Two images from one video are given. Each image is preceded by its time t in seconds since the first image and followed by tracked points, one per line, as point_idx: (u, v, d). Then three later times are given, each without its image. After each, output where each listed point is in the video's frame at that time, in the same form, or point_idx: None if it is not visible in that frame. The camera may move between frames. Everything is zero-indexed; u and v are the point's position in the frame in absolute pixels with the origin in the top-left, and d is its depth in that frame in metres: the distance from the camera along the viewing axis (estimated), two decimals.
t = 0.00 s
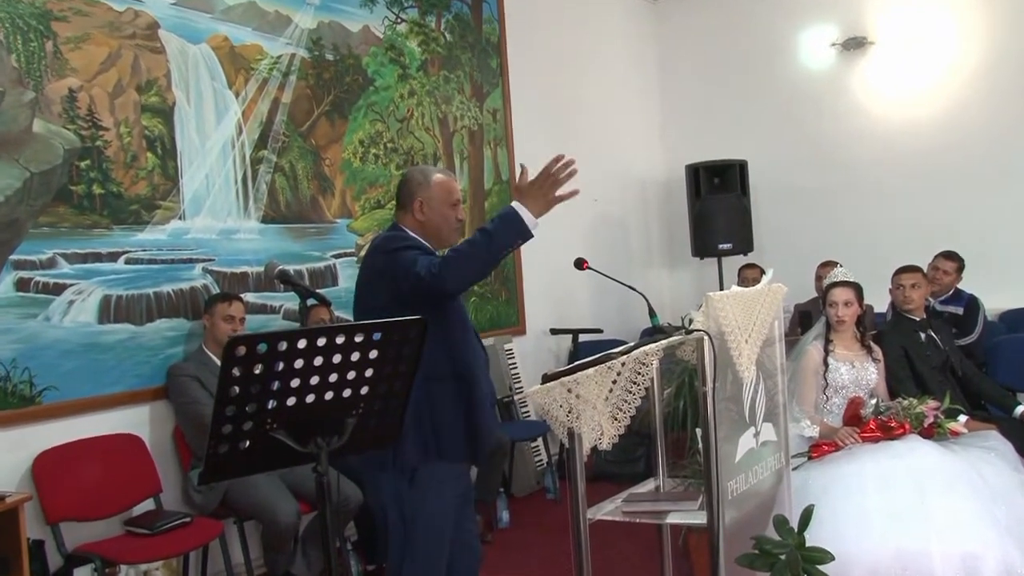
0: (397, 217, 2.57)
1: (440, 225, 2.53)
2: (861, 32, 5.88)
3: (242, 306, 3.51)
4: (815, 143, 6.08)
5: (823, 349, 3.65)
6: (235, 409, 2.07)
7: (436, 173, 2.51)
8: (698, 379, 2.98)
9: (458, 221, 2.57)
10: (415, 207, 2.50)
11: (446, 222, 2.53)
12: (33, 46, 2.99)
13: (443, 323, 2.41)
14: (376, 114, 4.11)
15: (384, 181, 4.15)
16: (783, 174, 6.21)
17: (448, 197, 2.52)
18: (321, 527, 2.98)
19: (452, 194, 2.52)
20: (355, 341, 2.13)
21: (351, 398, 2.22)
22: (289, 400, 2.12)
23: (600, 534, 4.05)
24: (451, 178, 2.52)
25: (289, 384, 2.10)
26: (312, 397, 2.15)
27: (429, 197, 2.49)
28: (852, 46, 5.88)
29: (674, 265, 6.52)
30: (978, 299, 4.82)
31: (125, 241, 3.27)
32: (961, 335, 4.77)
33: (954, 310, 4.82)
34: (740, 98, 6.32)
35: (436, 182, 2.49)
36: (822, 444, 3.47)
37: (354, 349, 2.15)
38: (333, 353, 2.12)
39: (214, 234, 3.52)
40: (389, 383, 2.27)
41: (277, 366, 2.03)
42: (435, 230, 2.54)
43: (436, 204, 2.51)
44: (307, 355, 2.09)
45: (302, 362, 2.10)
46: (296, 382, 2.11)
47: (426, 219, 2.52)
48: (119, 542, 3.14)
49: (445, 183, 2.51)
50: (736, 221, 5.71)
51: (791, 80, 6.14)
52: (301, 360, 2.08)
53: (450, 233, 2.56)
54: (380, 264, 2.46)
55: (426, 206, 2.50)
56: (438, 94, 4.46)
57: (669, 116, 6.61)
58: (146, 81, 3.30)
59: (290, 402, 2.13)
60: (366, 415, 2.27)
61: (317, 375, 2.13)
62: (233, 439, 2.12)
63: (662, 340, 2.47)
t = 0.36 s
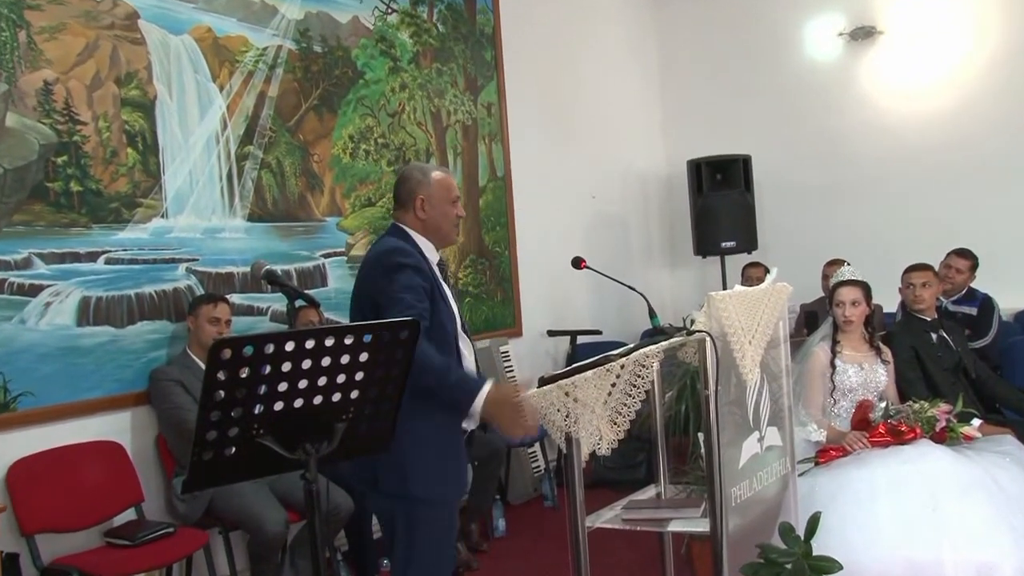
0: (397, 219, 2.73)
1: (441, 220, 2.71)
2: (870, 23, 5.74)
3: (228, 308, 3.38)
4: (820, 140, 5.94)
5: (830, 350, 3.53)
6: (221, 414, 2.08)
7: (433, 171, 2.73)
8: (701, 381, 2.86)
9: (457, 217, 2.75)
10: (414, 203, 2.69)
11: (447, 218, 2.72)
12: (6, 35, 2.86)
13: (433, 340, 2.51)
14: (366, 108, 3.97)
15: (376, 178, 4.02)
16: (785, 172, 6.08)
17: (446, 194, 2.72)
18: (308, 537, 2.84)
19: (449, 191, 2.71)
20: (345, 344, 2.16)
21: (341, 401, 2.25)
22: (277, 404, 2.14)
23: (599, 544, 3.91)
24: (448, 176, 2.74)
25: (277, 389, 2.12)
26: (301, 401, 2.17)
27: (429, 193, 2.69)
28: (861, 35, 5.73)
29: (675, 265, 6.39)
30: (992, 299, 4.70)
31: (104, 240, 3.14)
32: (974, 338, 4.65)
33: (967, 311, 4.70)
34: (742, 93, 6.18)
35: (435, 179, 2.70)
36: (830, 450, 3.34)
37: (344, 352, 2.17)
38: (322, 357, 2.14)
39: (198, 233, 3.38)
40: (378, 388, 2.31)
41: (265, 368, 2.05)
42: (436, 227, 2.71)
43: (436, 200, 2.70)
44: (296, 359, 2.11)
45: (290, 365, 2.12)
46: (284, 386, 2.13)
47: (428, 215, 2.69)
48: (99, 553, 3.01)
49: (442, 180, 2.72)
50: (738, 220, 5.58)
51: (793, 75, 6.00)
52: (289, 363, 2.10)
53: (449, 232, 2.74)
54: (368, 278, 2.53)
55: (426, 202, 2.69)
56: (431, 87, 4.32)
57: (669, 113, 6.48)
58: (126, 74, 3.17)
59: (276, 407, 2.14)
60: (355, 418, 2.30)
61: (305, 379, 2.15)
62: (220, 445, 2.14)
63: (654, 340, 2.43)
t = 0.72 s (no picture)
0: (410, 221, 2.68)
1: (440, 221, 2.58)
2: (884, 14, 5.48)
3: (218, 311, 3.26)
4: (834, 135, 5.71)
5: (844, 355, 3.40)
6: (209, 422, 1.97)
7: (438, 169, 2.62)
8: (708, 388, 2.72)
9: (461, 217, 2.60)
10: (416, 204, 2.61)
11: (447, 218, 2.58)
12: None
13: (438, 345, 2.39)
14: (361, 104, 3.84)
15: (371, 176, 3.88)
16: (795, 169, 5.87)
17: (448, 192, 2.59)
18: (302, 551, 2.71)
19: (449, 189, 2.58)
20: (340, 348, 2.07)
21: (336, 409, 2.16)
22: (269, 411, 2.04)
23: (603, 556, 3.77)
24: (453, 173, 2.60)
25: (269, 395, 2.03)
26: (294, 408, 2.08)
27: (428, 193, 2.59)
28: (875, 27, 5.48)
29: (682, 267, 6.25)
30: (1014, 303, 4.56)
31: (89, 241, 3.02)
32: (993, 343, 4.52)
33: (988, 315, 4.57)
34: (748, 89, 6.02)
35: (435, 177, 2.59)
36: (843, 458, 3.20)
37: (339, 357, 2.08)
38: (317, 361, 2.05)
39: (187, 233, 3.26)
40: (375, 394, 2.22)
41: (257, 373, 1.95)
42: (437, 227, 2.59)
43: (434, 199, 2.58)
44: (289, 364, 2.02)
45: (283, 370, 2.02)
46: (277, 391, 2.04)
47: (427, 216, 2.60)
48: (82, 567, 2.88)
49: (444, 178, 2.59)
50: (746, 220, 5.42)
51: (806, 66, 5.78)
52: (283, 368, 2.01)
53: (455, 233, 2.60)
54: (367, 287, 2.42)
55: (426, 202, 2.59)
56: (428, 83, 4.19)
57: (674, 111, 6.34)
58: (111, 67, 3.05)
59: (268, 414, 2.05)
60: (350, 427, 2.21)
61: (299, 384, 2.06)
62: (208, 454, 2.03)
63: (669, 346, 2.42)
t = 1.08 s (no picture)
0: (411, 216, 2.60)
1: (429, 218, 2.48)
2: None
3: (211, 306, 3.14)
4: (848, 126, 5.54)
5: (860, 355, 3.27)
6: (203, 420, 1.94)
7: (432, 164, 2.51)
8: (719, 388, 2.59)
9: (451, 215, 2.47)
10: (408, 199, 2.52)
11: (435, 215, 2.47)
12: None
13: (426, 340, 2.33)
14: (360, 91, 3.71)
15: (370, 167, 3.75)
16: (809, 160, 5.69)
17: (438, 189, 2.47)
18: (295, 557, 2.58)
19: (438, 185, 2.46)
20: (337, 346, 2.04)
21: (333, 407, 2.13)
22: (264, 410, 2.02)
23: (609, 561, 3.65)
24: (444, 169, 2.47)
25: (264, 393, 2.00)
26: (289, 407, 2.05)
27: (419, 188, 2.49)
28: (897, 13, 5.29)
29: (691, 263, 6.11)
30: None
31: (75, 232, 2.90)
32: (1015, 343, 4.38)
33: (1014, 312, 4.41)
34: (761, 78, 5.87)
35: (426, 171, 2.48)
36: (859, 462, 3.06)
37: (336, 355, 2.05)
38: (313, 359, 2.02)
39: (178, 225, 3.14)
40: (374, 391, 2.19)
41: (253, 371, 1.93)
42: (427, 225, 2.49)
43: (424, 196, 2.48)
44: (285, 361, 1.99)
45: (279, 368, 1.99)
46: (272, 389, 2.00)
47: (418, 212, 2.50)
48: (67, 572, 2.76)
49: (436, 173, 2.48)
50: (757, 213, 5.27)
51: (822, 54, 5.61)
52: (278, 366, 1.98)
53: (445, 231, 2.48)
54: (346, 282, 2.42)
55: (416, 198, 2.50)
56: (430, 70, 4.06)
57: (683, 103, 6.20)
58: (99, 51, 2.93)
59: (263, 412, 2.02)
60: (347, 426, 2.18)
61: (295, 382, 2.03)
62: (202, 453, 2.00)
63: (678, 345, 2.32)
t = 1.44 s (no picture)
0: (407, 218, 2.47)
1: (424, 218, 2.34)
2: None
3: (205, 309, 3.02)
4: (880, 124, 5.10)
5: (882, 360, 3.13)
6: (198, 427, 1.86)
7: (432, 162, 2.38)
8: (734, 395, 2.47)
9: (448, 217, 2.33)
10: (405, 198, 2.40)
11: (431, 215, 2.33)
12: None
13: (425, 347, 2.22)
14: (361, 85, 3.56)
15: (370, 164, 3.59)
16: (833, 152, 5.28)
17: (436, 188, 2.34)
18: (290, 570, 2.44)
19: (436, 184, 2.33)
20: (337, 349, 1.95)
21: (333, 414, 2.04)
22: (261, 416, 1.93)
23: None
24: (444, 167, 2.35)
25: (262, 398, 1.91)
26: (287, 413, 1.96)
27: (416, 186, 2.36)
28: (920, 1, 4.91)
29: (706, 262, 5.75)
30: None
31: (64, 231, 2.77)
32: None
33: None
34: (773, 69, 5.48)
35: (425, 169, 2.36)
36: (882, 473, 2.91)
37: (336, 359, 1.97)
38: (311, 363, 1.94)
39: (171, 224, 3.01)
40: (376, 398, 2.09)
41: (249, 377, 1.86)
42: (422, 225, 2.36)
43: (421, 195, 2.35)
44: (283, 366, 1.90)
45: (277, 373, 1.91)
46: (269, 395, 1.92)
47: (414, 211, 2.37)
48: None
49: (435, 171, 2.35)
50: (776, 213, 4.96)
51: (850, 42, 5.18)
52: (275, 370, 1.89)
53: (441, 233, 2.34)
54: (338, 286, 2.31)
55: (413, 196, 2.37)
56: (434, 63, 3.91)
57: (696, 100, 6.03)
58: (88, 42, 2.81)
59: (260, 419, 1.93)
60: (348, 433, 2.09)
61: (293, 387, 1.94)
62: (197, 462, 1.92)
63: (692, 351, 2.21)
